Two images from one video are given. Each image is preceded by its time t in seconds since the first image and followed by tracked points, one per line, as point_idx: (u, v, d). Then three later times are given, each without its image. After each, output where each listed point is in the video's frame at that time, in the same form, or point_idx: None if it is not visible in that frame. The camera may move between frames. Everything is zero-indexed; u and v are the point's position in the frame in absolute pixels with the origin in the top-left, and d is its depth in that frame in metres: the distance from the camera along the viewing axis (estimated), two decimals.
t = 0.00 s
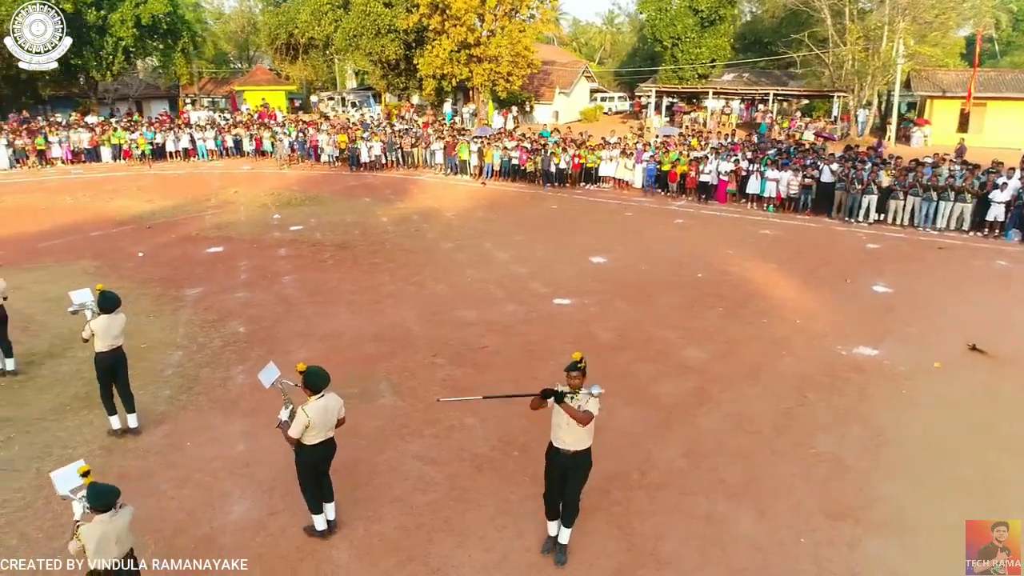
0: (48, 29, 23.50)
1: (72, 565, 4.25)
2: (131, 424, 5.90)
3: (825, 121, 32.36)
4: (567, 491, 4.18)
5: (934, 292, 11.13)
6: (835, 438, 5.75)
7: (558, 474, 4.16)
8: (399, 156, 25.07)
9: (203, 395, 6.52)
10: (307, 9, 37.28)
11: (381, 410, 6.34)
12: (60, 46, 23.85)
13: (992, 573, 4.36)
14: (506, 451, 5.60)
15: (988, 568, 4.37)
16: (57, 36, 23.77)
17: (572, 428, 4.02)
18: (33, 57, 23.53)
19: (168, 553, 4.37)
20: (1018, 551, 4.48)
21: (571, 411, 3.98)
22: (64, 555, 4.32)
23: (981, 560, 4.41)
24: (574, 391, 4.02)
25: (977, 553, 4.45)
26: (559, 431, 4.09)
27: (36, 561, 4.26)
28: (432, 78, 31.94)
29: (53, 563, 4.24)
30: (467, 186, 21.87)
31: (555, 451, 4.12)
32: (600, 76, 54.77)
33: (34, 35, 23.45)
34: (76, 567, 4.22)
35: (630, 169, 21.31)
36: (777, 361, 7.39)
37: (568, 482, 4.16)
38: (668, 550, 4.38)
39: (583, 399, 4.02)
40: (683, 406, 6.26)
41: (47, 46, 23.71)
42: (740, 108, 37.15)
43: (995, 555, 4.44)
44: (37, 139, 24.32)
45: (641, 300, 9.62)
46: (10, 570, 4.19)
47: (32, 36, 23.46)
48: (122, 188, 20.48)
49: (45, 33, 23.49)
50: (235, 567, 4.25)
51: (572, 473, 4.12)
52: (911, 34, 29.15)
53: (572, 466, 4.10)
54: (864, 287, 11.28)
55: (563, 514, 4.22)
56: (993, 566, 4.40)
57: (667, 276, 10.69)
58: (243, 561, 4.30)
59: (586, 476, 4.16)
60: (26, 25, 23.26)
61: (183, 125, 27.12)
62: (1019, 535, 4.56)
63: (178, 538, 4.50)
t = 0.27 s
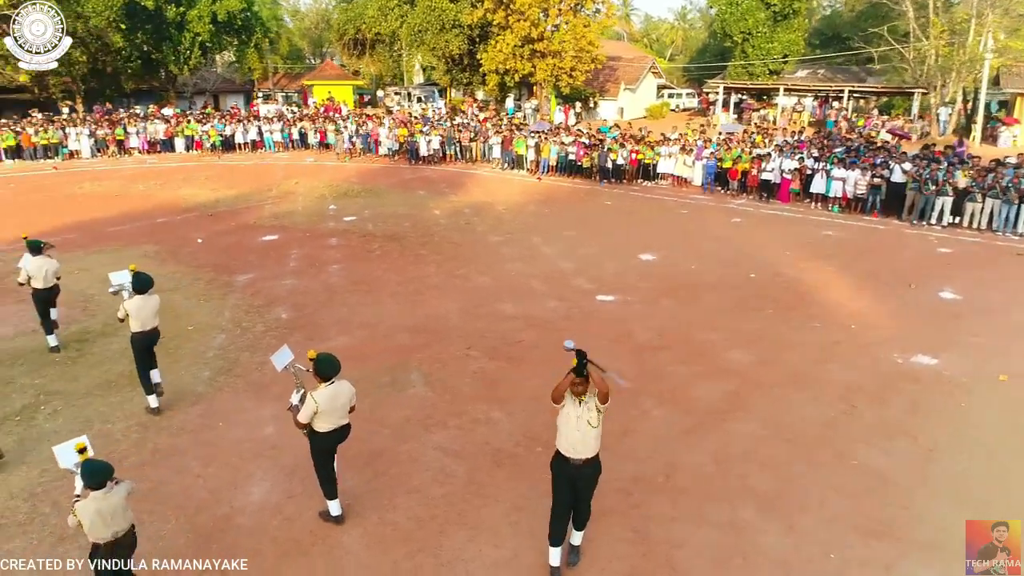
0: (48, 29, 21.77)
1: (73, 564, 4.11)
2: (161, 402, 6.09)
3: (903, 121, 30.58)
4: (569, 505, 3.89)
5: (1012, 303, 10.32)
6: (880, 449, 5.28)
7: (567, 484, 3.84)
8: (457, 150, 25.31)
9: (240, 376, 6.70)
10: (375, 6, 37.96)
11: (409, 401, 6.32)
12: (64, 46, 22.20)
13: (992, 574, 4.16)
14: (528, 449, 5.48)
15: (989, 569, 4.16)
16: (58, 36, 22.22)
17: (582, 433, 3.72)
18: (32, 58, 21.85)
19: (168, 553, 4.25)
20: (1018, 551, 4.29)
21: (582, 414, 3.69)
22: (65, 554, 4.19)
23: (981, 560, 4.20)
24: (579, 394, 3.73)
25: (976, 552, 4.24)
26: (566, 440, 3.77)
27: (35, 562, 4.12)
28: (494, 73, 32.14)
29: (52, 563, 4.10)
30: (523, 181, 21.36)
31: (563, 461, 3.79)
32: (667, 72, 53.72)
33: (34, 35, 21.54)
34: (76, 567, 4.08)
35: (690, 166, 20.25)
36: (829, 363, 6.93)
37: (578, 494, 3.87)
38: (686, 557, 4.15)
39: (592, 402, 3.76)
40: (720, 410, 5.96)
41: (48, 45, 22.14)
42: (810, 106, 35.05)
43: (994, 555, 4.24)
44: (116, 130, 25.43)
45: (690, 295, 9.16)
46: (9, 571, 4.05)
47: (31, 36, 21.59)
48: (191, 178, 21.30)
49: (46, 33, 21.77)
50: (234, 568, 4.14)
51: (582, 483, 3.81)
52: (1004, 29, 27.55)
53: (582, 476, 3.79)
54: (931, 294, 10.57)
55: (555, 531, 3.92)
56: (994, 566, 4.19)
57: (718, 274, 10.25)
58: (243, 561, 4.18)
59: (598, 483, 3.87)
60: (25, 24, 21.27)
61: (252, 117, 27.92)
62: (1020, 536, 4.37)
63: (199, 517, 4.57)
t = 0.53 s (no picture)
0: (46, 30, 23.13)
1: (72, 564, 3.97)
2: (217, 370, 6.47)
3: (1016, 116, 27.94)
4: (582, 514, 3.59)
5: None
6: (943, 459, 4.77)
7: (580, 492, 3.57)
8: (532, 139, 25.04)
9: (293, 349, 6.92)
10: None
11: (451, 382, 6.26)
12: (63, 45, 23.45)
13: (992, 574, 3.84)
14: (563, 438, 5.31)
15: (989, 569, 3.85)
16: (57, 36, 23.25)
17: (597, 440, 3.46)
18: (32, 57, 23.20)
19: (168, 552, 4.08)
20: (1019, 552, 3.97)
21: (597, 422, 3.43)
22: (66, 554, 4.05)
23: (981, 559, 3.89)
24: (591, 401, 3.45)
25: (975, 551, 3.93)
26: (578, 449, 3.51)
27: (36, 562, 3.98)
28: (575, 63, 31.61)
29: (51, 564, 3.96)
30: (596, 172, 20.17)
31: (578, 471, 3.52)
32: (759, 62, 51.38)
33: (34, 35, 23.08)
34: (76, 567, 3.94)
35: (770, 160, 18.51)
36: (902, 364, 6.37)
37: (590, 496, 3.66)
38: (712, 558, 3.90)
39: (606, 406, 3.49)
40: (773, 408, 5.57)
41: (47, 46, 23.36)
42: (913, 97, 32.31)
43: (994, 555, 3.92)
44: (210, 115, 26.75)
45: (756, 288, 8.69)
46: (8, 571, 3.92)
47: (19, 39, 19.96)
48: (276, 162, 22.17)
49: (45, 34, 23.18)
50: (235, 568, 3.96)
51: (595, 489, 3.56)
52: None
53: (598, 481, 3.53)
54: None
55: (565, 544, 3.61)
56: (994, 566, 3.87)
57: (789, 268, 9.67)
58: (243, 560, 4.01)
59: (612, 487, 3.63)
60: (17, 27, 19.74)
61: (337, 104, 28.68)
62: (1021, 535, 4.05)
63: (236, 482, 4.75)
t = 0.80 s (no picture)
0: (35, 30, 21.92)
1: (73, 564, 3.83)
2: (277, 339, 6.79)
3: None
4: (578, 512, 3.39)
5: None
6: (1004, 472, 4.38)
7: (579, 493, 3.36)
8: (611, 129, 23.93)
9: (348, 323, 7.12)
10: None
11: (495, 364, 6.25)
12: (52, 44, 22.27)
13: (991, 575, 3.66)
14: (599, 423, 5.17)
15: (989, 570, 3.66)
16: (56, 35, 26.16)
17: (598, 438, 3.25)
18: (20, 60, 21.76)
19: (168, 552, 3.91)
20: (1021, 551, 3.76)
21: (599, 419, 3.21)
22: (66, 554, 3.90)
23: (980, 560, 3.70)
24: (593, 396, 3.24)
25: (975, 551, 3.74)
26: (575, 446, 3.30)
27: (35, 562, 3.83)
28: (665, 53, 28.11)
29: (51, 564, 3.82)
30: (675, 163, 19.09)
31: (575, 470, 3.31)
32: (863, 53, 48.15)
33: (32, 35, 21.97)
34: (77, 568, 3.80)
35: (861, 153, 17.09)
36: (976, 372, 5.88)
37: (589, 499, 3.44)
38: (733, 555, 3.75)
39: (608, 403, 3.27)
40: (826, 408, 5.25)
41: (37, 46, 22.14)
42: None
43: (994, 554, 3.73)
44: (301, 101, 27.62)
45: (825, 285, 8.25)
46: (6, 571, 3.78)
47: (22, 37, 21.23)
48: (360, 147, 22.80)
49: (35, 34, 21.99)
50: (235, 568, 3.80)
51: (596, 491, 3.35)
52: None
53: (599, 483, 3.32)
54: None
55: (566, 538, 3.46)
56: (992, 566, 3.69)
57: (865, 266, 9.08)
58: (243, 560, 3.85)
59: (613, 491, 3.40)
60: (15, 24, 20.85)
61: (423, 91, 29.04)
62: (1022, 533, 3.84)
63: (280, 445, 4.97)
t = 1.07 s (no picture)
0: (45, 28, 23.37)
1: (71, 565, 3.67)
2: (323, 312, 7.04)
3: None
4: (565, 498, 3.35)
5: None
6: None
7: (566, 480, 3.29)
8: (679, 120, 22.87)
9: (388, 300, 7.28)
10: None
11: (526, 345, 6.27)
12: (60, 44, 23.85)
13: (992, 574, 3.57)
14: (620, 408, 5.10)
15: (989, 570, 3.56)
16: (55, 37, 23.75)
17: (583, 422, 3.16)
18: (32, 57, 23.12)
19: (168, 551, 3.74)
20: (1021, 550, 3.68)
21: (584, 403, 3.14)
22: (66, 553, 3.74)
23: (981, 560, 3.59)
24: (578, 380, 3.18)
25: (975, 550, 3.62)
26: (562, 432, 3.22)
27: (35, 563, 3.67)
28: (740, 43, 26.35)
29: (51, 563, 3.66)
30: (741, 155, 18.46)
31: (561, 456, 3.23)
32: (964, 44, 44.84)
33: (34, 34, 23.18)
34: (77, 569, 3.64)
35: (943, 147, 16.01)
36: None
37: (571, 489, 3.33)
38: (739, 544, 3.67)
39: (594, 387, 3.20)
40: (861, 405, 5.01)
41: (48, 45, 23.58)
42: None
43: (995, 555, 3.63)
44: (374, 89, 28.42)
45: (882, 281, 7.83)
46: (5, 572, 3.61)
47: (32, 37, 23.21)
48: (427, 134, 23.21)
49: (44, 32, 23.36)
50: (234, 568, 3.61)
51: (580, 481, 3.27)
52: None
53: (586, 469, 3.23)
54: None
55: (562, 515, 3.44)
56: (994, 566, 3.60)
57: (930, 264, 8.55)
58: (243, 560, 3.66)
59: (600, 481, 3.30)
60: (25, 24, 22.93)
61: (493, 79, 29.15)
62: None
63: (309, 412, 5.17)
